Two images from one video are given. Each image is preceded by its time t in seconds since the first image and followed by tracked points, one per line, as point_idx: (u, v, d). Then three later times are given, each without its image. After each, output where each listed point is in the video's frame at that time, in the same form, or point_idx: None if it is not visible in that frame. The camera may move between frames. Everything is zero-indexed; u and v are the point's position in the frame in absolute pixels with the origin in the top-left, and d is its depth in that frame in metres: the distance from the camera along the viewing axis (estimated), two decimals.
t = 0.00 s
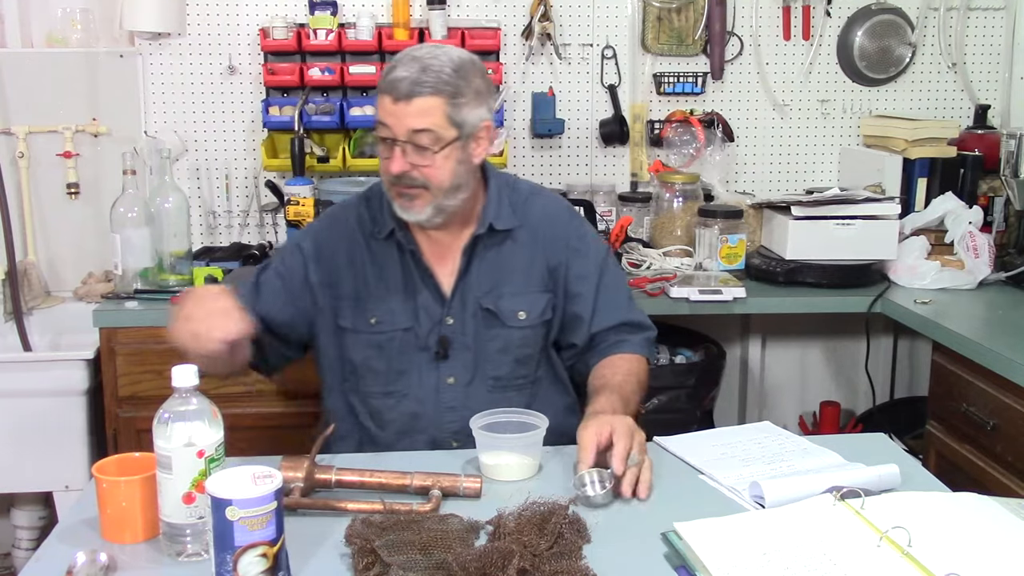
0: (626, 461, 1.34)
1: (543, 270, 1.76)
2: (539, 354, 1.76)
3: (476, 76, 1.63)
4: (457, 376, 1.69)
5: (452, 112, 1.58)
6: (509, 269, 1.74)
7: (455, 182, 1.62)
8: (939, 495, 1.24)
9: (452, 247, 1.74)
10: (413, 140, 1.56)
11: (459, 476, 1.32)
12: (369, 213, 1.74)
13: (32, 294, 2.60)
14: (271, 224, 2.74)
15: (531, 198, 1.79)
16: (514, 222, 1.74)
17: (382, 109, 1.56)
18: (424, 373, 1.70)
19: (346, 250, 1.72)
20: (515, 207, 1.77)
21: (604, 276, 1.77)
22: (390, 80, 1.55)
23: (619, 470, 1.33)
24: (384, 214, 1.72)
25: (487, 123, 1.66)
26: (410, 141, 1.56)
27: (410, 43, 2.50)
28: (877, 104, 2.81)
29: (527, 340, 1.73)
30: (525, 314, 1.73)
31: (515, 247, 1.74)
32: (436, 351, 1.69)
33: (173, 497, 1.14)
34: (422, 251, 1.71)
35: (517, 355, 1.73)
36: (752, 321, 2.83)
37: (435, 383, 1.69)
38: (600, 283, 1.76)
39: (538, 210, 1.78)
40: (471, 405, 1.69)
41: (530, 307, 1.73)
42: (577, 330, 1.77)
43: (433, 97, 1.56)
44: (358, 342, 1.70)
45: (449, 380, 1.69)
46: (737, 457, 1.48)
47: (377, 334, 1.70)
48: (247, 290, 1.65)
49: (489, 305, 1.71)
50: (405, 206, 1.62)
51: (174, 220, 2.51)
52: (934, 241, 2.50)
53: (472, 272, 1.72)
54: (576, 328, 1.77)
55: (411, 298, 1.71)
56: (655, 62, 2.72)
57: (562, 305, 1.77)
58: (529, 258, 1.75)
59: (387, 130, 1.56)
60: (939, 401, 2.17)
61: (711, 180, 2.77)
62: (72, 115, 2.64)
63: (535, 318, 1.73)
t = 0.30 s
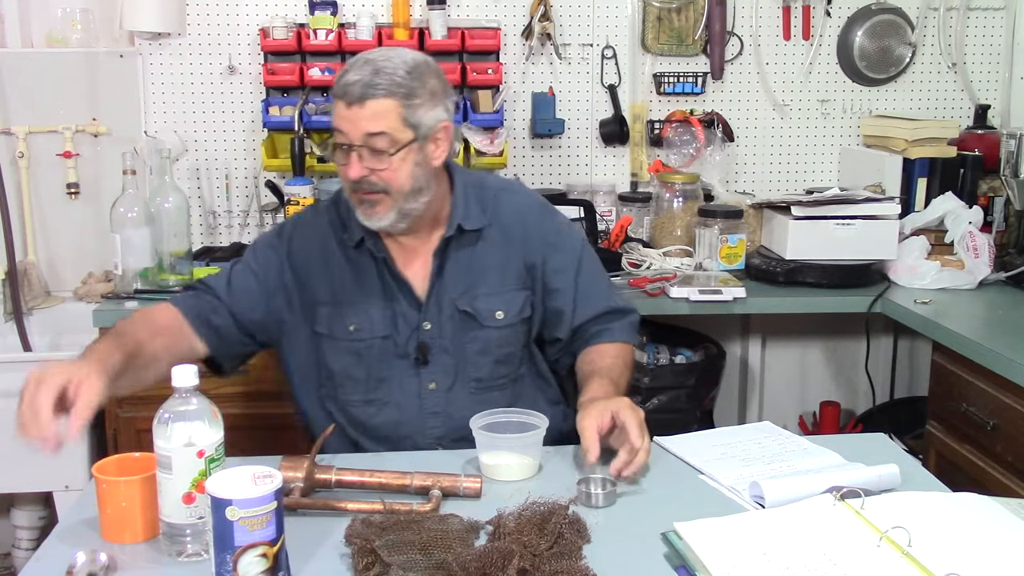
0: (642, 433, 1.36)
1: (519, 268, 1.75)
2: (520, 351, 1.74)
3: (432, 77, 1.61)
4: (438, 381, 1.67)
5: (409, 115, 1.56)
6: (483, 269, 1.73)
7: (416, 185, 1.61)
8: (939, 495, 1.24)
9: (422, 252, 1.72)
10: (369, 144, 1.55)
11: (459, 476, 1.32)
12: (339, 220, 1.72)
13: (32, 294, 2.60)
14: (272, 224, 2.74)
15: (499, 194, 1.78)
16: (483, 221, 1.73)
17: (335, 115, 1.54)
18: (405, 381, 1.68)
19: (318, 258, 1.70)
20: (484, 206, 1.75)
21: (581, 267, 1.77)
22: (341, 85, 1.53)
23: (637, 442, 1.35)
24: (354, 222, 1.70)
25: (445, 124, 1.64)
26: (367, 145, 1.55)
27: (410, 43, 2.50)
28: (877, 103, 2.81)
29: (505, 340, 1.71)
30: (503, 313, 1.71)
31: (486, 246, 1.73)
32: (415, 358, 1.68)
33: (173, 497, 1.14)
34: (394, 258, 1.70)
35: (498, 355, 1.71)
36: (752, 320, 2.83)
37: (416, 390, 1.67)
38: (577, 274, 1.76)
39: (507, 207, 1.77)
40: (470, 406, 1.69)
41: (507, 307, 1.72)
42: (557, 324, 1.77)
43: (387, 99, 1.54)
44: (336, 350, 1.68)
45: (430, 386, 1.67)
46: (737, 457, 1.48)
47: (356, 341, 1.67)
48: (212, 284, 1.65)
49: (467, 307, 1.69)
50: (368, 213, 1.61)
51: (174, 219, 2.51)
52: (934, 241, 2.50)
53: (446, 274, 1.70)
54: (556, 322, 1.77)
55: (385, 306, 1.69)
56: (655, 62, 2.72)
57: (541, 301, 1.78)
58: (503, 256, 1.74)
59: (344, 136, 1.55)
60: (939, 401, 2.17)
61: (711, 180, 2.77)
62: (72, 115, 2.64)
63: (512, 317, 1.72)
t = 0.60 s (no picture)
0: (602, 406, 1.42)
1: (507, 275, 1.75)
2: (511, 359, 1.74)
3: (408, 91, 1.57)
4: (430, 395, 1.67)
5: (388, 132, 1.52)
6: (471, 278, 1.72)
7: (396, 204, 1.57)
8: (939, 495, 1.24)
9: (407, 265, 1.72)
10: (349, 164, 1.50)
11: (459, 476, 1.32)
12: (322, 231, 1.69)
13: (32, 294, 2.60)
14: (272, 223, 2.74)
15: (483, 199, 1.78)
16: (469, 228, 1.72)
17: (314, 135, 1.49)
18: (396, 395, 1.66)
19: (304, 271, 1.67)
20: (468, 213, 1.75)
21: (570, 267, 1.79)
22: (319, 103, 1.48)
23: (596, 412, 1.42)
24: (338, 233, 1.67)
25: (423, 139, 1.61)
26: (346, 165, 1.50)
27: (410, 43, 2.50)
28: (878, 103, 2.81)
29: (496, 348, 1.71)
30: (493, 322, 1.71)
31: (473, 255, 1.73)
32: (406, 371, 1.67)
33: (173, 497, 1.14)
34: (377, 269, 1.68)
35: (490, 364, 1.71)
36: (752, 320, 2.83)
37: (409, 404, 1.66)
38: (565, 273, 1.79)
39: (491, 214, 1.76)
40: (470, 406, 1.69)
41: (496, 315, 1.71)
42: (545, 324, 1.82)
43: (365, 117, 1.49)
44: (330, 364, 1.65)
45: (422, 400, 1.66)
46: (737, 457, 1.48)
47: (349, 354, 1.65)
48: (197, 293, 1.60)
49: (457, 318, 1.68)
50: (347, 233, 1.56)
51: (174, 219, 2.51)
52: (934, 241, 2.50)
53: (434, 285, 1.69)
54: (543, 323, 1.82)
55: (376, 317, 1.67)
56: (655, 62, 2.72)
57: (532, 301, 1.78)
58: (491, 264, 1.74)
59: (322, 156, 1.50)
60: (939, 401, 2.17)
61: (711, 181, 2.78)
62: (72, 115, 2.64)
63: (502, 326, 1.71)
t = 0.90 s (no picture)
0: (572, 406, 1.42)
1: (506, 282, 1.75)
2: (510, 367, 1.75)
3: (410, 101, 1.56)
4: (429, 404, 1.67)
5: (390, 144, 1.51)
6: (470, 286, 1.72)
7: (397, 217, 1.58)
8: (940, 495, 1.24)
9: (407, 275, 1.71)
10: (351, 180, 1.50)
11: (459, 476, 1.32)
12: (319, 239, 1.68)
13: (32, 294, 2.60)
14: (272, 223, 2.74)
15: (481, 206, 1.78)
16: (468, 236, 1.72)
17: (315, 149, 1.48)
18: (396, 405, 1.66)
19: (301, 279, 1.67)
20: (466, 220, 1.75)
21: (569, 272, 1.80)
22: (319, 118, 1.47)
23: (572, 412, 1.42)
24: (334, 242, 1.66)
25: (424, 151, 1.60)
26: (348, 181, 1.49)
27: (410, 43, 2.50)
28: (878, 103, 2.81)
29: (496, 356, 1.72)
30: (492, 330, 1.71)
31: (472, 262, 1.73)
32: (404, 381, 1.66)
33: (173, 497, 1.14)
34: (375, 279, 1.67)
35: (489, 373, 1.71)
36: (752, 320, 2.83)
37: (408, 414, 1.66)
38: (563, 278, 1.79)
39: (490, 222, 1.76)
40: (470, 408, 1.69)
41: (495, 323, 1.72)
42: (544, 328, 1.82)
43: (367, 132, 1.48)
44: (328, 373, 1.65)
45: (421, 409, 1.66)
46: (737, 457, 1.48)
47: (347, 364, 1.65)
48: (194, 306, 1.59)
49: (457, 327, 1.69)
50: (348, 246, 1.57)
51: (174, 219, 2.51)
52: (934, 241, 2.50)
53: (433, 293, 1.69)
54: (542, 327, 1.82)
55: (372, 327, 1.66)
56: (655, 62, 2.72)
57: (531, 307, 1.79)
58: (490, 271, 1.74)
59: (323, 171, 1.49)
60: (939, 401, 2.17)
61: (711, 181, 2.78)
62: (72, 115, 2.64)
63: (501, 333, 1.72)
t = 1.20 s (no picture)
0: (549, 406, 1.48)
1: (513, 277, 1.76)
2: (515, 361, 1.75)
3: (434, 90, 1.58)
4: (432, 394, 1.68)
5: (429, 137, 1.52)
6: (477, 278, 1.74)
7: (429, 206, 1.60)
8: (940, 495, 1.24)
9: (416, 266, 1.72)
10: (395, 175, 1.50)
11: (459, 476, 1.32)
12: (328, 226, 1.71)
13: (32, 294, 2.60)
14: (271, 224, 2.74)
15: (492, 202, 1.79)
16: (478, 230, 1.73)
17: (361, 148, 1.48)
18: (399, 391, 1.68)
19: (307, 265, 1.69)
20: (477, 214, 1.77)
21: (575, 273, 1.80)
22: (364, 117, 1.47)
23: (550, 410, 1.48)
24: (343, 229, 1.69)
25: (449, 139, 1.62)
26: (392, 177, 1.50)
27: (410, 43, 2.50)
28: (878, 103, 2.81)
29: (501, 348, 1.73)
30: (498, 322, 1.72)
31: (480, 255, 1.74)
32: (409, 368, 1.68)
33: (173, 497, 1.14)
34: (385, 269, 1.69)
35: (493, 365, 1.72)
36: (752, 320, 2.83)
37: (411, 400, 1.67)
38: (567, 279, 1.79)
39: (500, 217, 1.78)
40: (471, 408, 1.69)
41: (502, 315, 1.73)
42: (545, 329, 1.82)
43: (410, 127, 1.49)
44: (331, 359, 1.68)
45: (424, 397, 1.68)
46: (737, 457, 1.48)
47: (350, 351, 1.67)
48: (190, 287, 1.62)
49: (462, 317, 1.70)
50: (385, 238, 1.58)
51: (174, 219, 2.52)
52: (934, 241, 2.50)
53: (440, 283, 1.71)
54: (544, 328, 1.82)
55: (377, 314, 1.68)
56: (655, 62, 2.72)
57: (535, 305, 1.79)
58: (497, 265, 1.75)
59: (365, 168, 1.49)
60: (939, 401, 2.17)
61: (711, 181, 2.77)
62: (72, 115, 2.64)
63: (507, 325, 1.73)
